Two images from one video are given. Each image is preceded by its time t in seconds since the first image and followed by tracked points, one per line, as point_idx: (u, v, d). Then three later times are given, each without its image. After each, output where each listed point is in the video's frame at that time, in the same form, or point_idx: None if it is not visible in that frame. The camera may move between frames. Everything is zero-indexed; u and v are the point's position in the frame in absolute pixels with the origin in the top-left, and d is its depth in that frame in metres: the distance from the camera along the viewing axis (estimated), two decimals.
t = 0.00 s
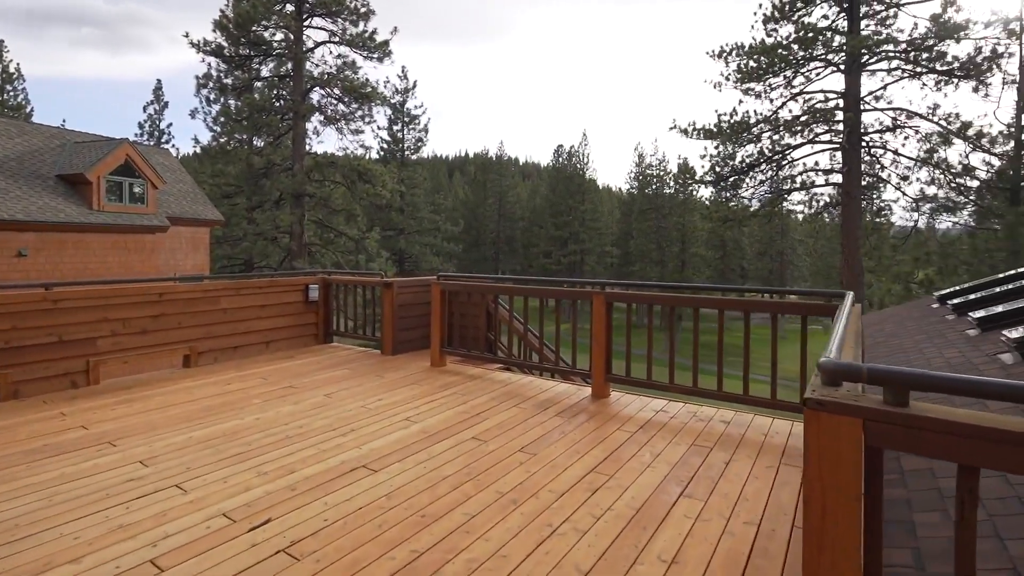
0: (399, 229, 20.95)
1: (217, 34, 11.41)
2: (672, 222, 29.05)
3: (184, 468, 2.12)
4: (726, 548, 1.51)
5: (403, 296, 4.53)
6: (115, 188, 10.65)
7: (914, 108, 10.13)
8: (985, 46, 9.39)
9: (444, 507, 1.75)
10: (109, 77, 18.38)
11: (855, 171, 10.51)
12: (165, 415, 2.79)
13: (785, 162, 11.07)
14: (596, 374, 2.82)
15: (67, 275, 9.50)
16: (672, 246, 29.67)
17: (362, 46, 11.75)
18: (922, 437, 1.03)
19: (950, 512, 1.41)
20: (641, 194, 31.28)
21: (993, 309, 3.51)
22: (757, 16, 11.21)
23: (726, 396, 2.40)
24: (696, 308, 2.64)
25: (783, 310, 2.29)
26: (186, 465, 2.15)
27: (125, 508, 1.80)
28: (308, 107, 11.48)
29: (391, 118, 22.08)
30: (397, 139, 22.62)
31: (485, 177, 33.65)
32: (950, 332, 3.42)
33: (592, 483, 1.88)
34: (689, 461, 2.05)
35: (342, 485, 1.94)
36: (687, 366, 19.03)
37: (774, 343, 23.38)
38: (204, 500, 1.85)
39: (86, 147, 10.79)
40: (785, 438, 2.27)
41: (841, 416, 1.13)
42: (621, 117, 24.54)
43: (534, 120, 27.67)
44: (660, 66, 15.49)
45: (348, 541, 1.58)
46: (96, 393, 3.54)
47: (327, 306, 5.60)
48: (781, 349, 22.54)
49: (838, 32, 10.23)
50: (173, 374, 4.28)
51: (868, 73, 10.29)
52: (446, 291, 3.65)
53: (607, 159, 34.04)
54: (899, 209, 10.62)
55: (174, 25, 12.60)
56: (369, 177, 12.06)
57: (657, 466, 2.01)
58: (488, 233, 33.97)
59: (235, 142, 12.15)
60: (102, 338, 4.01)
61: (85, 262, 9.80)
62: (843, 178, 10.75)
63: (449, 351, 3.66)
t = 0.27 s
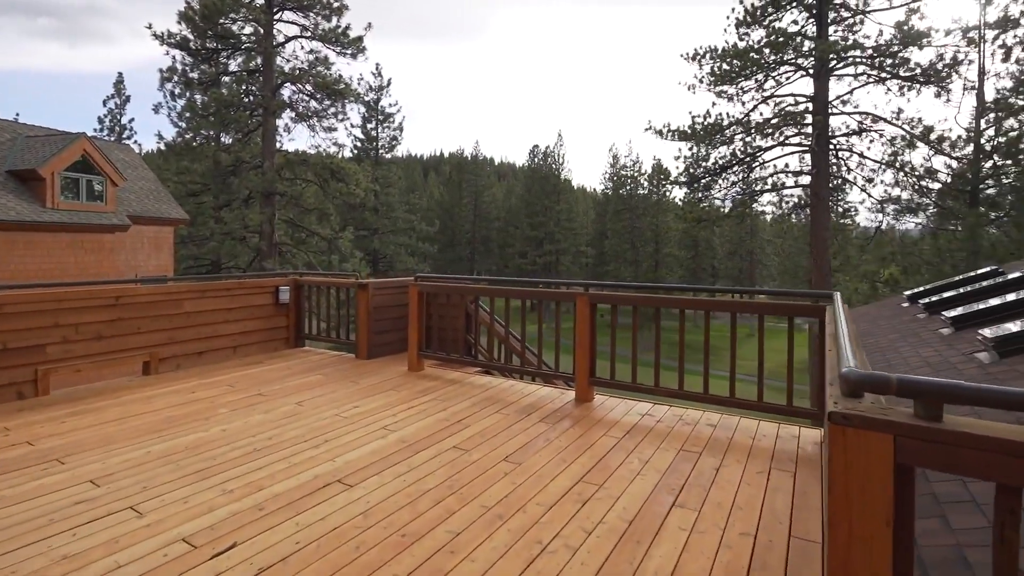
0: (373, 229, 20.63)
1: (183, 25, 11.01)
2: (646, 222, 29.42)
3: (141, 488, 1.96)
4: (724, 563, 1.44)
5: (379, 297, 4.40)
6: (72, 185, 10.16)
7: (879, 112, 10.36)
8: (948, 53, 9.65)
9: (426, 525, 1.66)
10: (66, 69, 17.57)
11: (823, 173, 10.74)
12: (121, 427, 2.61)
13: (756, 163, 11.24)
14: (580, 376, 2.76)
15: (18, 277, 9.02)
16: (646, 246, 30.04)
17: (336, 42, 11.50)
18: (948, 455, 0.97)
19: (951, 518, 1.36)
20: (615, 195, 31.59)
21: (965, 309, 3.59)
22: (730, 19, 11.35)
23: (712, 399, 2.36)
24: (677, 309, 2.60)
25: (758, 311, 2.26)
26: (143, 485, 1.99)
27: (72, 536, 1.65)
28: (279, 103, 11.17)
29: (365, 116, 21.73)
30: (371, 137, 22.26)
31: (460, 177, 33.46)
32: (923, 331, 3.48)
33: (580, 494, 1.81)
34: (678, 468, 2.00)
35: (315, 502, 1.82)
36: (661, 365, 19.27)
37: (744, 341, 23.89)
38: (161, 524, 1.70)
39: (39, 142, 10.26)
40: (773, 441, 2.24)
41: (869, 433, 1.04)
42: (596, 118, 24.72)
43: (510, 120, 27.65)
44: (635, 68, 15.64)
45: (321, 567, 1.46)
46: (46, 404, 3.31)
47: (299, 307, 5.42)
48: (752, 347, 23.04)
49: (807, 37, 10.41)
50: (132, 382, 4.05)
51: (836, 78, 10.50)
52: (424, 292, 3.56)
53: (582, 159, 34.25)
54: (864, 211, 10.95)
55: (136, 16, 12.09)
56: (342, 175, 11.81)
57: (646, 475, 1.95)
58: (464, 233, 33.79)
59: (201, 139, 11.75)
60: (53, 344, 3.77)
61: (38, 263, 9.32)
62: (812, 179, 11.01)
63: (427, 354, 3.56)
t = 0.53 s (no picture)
0: (348, 229, 20.26)
1: (148, 17, 10.57)
2: (622, 222, 29.70)
3: (92, 514, 1.80)
4: None
5: (355, 301, 4.25)
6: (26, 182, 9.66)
7: (848, 115, 10.62)
8: (913, 59, 9.94)
9: (406, 549, 1.56)
10: (21, 61, 16.73)
11: (794, 174, 10.99)
12: (74, 445, 2.43)
13: (731, 165, 11.38)
14: (565, 383, 2.70)
15: None
16: (622, 246, 30.31)
17: (309, 37, 11.17)
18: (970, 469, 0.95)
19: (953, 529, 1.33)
20: (592, 195, 31.78)
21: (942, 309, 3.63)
22: (705, 23, 11.37)
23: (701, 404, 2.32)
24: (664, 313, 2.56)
25: (744, 313, 2.23)
26: (94, 510, 1.83)
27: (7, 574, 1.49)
28: (250, 99, 10.81)
29: (339, 113, 21.33)
30: (345, 135, 21.85)
31: (436, 177, 33.17)
32: (901, 331, 3.51)
33: (571, 510, 1.74)
34: (671, 479, 1.94)
35: (286, 526, 1.70)
36: (638, 364, 19.43)
37: (718, 339, 24.28)
38: (113, 556, 1.56)
39: None
40: (763, 447, 2.21)
41: (915, 461, 1.00)
42: (573, 119, 24.80)
43: (487, 120, 27.53)
44: (612, 69, 15.72)
45: None
46: None
47: (270, 309, 5.25)
48: (726, 345, 23.42)
49: (780, 41, 10.64)
50: (88, 393, 3.82)
51: (807, 82, 10.74)
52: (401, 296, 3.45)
53: (559, 159, 34.32)
54: (834, 211, 11.22)
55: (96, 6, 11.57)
56: (316, 174, 11.51)
57: (638, 487, 1.88)
58: (440, 233, 33.53)
59: (167, 136, 11.33)
60: None
61: None
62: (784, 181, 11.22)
63: (405, 360, 3.45)
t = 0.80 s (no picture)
0: (323, 228, 19.88)
1: (110, 8, 10.15)
2: (599, 222, 29.93)
3: (40, 543, 1.65)
4: None
5: (330, 304, 4.10)
6: None
7: (820, 118, 10.85)
8: (882, 64, 10.21)
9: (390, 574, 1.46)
10: None
11: (768, 175, 11.15)
12: (23, 463, 2.25)
13: (707, 166, 11.50)
14: (552, 388, 2.65)
15: None
16: (599, 246, 30.51)
17: (282, 32, 10.90)
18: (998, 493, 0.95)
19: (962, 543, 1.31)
20: (569, 195, 31.93)
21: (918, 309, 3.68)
22: (682, 25, 11.37)
23: (692, 409, 2.28)
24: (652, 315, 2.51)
25: (736, 316, 2.19)
26: (43, 539, 1.68)
27: None
28: (220, 95, 10.39)
29: (313, 110, 20.91)
30: (320, 133, 21.45)
31: (413, 176, 32.85)
32: (880, 330, 3.55)
33: (563, 526, 1.66)
34: (664, 489, 1.88)
35: (258, 552, 1.58)
36: (616, 364, 19.57)
37: (693, 337, 24.66)
38: None
39: None
40: (754, 452, 2.18)
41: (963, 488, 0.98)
42: (550, 119, 24.84)
43: (464, 119, 27.39)
44: (588, 70, 15.79)
45: None
46: None
47: (240, 313, 5.06)
48: (701, 343, 23.79)
49: (754, 44, 10.83)
50: (42, 405, 3.59)
51: (780, 85, 10.90)
52: (379, 299, 3.34)
53: (536, 160, 34.36)
54: (806, 212, 11.37)
55: None
56: (289, 172, 11.20)
57: (631, 498, 1.82)
58: (417, 233, 33.21)
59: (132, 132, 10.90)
60: None
61: None
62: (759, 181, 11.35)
63: (384, 365, 3.34)
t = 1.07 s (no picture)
0: (294, 228, 19.40)
1: None
2: (574, 222, 30.10)
3: None
4: None
5: (302, 307, 3.95)
6: None
7: (789, 121, 11.10)
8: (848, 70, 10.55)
9: None
10: None
11: (740, 176, 11.31)
12: None
13: (680, 167, 11.61)
14: (537, 393, 2.60)
15: None
16: (574, 246, 30.67)
17: (250, 25, 10.43)
18: None
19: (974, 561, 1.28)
20: (544, 195, 32.02)
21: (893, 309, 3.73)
22: (657, 27, 11.54)
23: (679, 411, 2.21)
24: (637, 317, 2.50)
25: (726, 318, 2.18)
26: None
27: None
28: (185, 89, 9.98)
29: (284, 107, 20.37)
30: (291, 130, 20.94)
31: (387, 175, 32.42)
32: (857, 330, 3.60)
33: (557, 541, 1.59)
34: (659, 499, 1.84)
35: None
36: (591, 363, 19.68)
37: (667, 336, 25.03)
38: None
39: None
40: (746, 458, 2.17)
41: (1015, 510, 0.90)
42: (526, 119, 24.82)
43: (439, 118, 27.17)
44: (563, 70, 15.83)
45: None
46: None
47: (206, 316, 4.85)
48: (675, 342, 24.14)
49: (727, 48, 10.94)
50: None
51: (752, 88, 11.16)
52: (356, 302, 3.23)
53: (512, 159, 34.27)
54: (776, 213, 11.72)
55: None
56: (258, 170, 10.87)
57: (624, 510, 1.76)
58: (391, 232, 32.78)
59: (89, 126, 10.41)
60: None
61: None
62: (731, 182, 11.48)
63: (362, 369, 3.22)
